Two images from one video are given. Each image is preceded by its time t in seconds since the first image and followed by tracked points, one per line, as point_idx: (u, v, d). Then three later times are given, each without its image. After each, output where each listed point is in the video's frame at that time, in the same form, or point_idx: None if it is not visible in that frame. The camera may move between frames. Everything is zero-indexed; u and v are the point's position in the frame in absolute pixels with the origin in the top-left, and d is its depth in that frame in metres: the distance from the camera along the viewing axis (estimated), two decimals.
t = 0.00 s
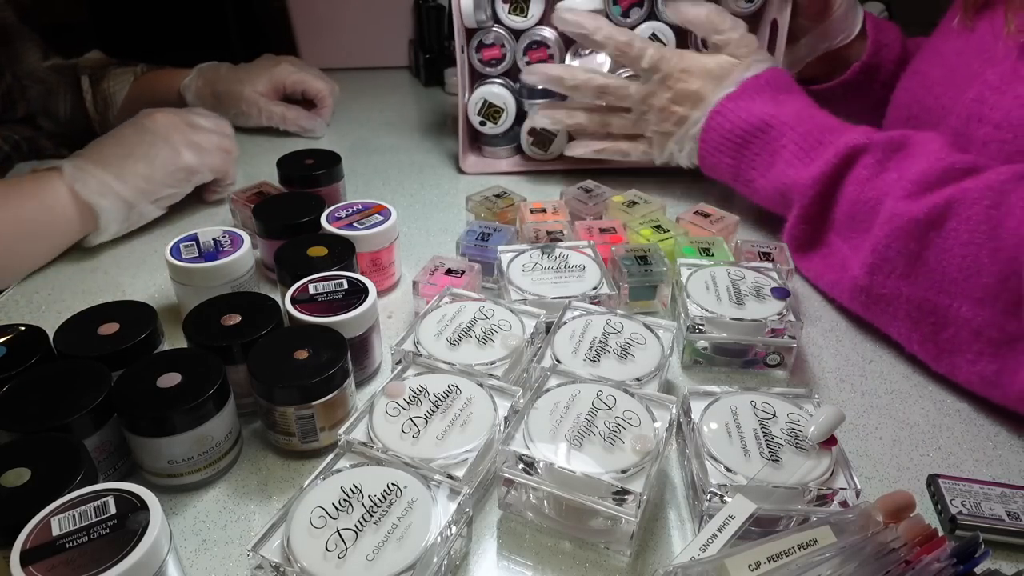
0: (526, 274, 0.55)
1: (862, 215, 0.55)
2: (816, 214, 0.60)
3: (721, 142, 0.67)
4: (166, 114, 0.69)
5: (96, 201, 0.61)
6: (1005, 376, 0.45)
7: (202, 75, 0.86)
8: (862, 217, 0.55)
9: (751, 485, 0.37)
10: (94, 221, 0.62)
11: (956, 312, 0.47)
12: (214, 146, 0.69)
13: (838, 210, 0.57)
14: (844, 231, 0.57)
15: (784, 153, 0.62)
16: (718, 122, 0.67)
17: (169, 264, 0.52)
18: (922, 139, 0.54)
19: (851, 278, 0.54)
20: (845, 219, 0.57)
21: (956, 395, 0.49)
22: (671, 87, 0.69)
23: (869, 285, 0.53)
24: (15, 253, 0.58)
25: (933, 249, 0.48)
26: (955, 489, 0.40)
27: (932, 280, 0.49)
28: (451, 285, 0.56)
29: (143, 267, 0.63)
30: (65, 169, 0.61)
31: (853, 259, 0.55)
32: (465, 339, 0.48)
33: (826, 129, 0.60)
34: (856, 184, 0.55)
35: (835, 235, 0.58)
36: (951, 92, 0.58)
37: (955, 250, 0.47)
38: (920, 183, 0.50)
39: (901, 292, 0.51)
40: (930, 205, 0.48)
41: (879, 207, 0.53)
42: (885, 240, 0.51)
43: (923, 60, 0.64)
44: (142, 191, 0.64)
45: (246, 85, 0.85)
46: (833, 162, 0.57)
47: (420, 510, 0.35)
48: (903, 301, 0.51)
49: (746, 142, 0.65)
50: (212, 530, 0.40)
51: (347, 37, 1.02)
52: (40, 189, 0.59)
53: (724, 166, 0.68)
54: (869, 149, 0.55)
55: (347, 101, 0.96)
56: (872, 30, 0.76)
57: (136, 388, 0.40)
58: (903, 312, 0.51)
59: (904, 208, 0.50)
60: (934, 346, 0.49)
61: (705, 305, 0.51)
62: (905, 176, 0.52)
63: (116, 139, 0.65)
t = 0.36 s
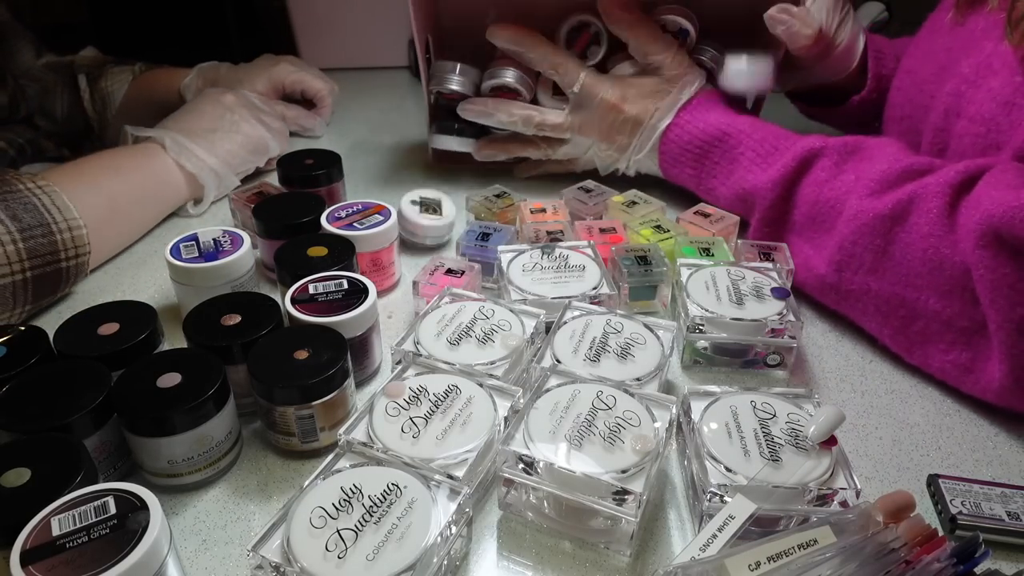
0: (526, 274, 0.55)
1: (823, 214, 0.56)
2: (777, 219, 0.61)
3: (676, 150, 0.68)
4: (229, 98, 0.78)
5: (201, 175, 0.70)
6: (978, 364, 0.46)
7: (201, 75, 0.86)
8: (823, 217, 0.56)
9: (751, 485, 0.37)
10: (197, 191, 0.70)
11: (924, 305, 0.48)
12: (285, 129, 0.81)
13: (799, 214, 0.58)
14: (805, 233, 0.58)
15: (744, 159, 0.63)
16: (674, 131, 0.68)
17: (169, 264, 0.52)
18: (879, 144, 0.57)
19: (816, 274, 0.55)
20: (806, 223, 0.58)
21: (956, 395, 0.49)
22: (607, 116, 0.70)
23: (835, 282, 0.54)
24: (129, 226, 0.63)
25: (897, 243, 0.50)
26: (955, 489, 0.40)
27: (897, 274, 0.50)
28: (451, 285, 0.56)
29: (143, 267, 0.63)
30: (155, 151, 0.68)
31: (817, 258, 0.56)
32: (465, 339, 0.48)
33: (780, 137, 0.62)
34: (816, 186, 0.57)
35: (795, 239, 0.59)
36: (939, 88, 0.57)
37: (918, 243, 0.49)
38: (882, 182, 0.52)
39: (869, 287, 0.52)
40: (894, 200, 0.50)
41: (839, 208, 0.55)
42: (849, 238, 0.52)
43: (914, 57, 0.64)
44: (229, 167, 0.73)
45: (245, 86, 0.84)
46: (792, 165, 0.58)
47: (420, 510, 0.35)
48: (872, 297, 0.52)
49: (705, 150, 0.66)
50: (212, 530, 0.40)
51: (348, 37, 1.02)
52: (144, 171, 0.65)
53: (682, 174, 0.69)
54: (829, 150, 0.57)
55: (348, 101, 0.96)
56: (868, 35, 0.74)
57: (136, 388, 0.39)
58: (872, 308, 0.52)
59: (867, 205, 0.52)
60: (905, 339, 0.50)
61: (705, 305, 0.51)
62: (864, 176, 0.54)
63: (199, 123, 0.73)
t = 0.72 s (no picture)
0: (526, 274, 0.55)
1: (826, 228, 0.56)
2: (776, 231, 0.61)
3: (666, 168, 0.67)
4: (247, 103, 0.77)
5: (203, 184, 0.70)
6: (982, 380, 0.46)
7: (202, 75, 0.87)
8: (826, 231, 0.56)
9: (752, 485, 0.37)
10: (198, 198, 0.70)
11: (929, 321, 0.48)
12: (293, 140, 0.81)
13: (800, 230, 0.58)
14: (809, 247, 0.58)
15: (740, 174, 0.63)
16: (664, 148, 0.67)
17: (169, 264, 0.52)
18: (874, 155, 0.56)
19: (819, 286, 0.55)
20: (810, 237, 0.58)
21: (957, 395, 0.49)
22: (590, 152, 0.67)
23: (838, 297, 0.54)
24: (132, 234, 0.63)
25: (899, 258, 0.50)
26: (955, 489, 0.40)
27: (900, 289, 0.50)
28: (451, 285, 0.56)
29: (143, 267, 0.63)
30: (161, 155, 0.67)
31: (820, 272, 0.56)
32: (465, 339, 0.48)
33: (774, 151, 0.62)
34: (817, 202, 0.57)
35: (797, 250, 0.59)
36: (941, 88, 0.57)
37: (923, 259, 0.48)
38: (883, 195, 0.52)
39: (871, 301, 0.51)
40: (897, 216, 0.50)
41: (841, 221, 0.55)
42: (851, 252, 0.52)
43: (915, 56, 0.64)
44: (229, 174, 0.73)
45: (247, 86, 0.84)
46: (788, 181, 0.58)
47: (420, 510, 0.35)
48: (875, 311, 0.51)
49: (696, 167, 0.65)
50: (212, 530, 0.40)
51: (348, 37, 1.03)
52: (147, 176, 0.65)
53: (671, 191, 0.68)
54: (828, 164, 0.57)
55: (346, 101, 0.96)
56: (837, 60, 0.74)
57: (136, 388, 0.39)
58: (875, 322, 0.52)
59: (870, 220, 0.51)
60: (907, 352, 0.50)
61: (706, 306, 0.51)
62: (864, 191, 0.54)
63: (209, 128, 0.72)
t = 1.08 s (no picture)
0: (527, 274, 0.55)
1: (823, 229, 0.56)
2: (773, 232, 0.61)
3: (661, 169, 0.67)
4: (247, 104, 0.77)
5: (201, 184, 0.70)
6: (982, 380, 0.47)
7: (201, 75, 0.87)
8: (824, 233, 0.56)
9: (751, 485, 0.37)
10: (196, 198, 0.70)
11: (928, 322, 0.49)
12: (292, 141, 0.81)
13: (797, 231, 0.58)
14: (808, 248, 0.58)
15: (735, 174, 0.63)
16: (660, 150, 0.67)
17: (168, 264, 0.52)
18: (869, 156, 0.56)
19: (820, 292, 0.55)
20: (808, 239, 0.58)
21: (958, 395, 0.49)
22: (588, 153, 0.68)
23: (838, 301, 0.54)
24: (131, 234, 0.63)
25: (898, 259, 0.50)
26: (955, 489, 0.40)
27: (899, 291, 0.50)
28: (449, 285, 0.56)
29: (144, 268, 0.63)
30: (161, 155, 0.67)
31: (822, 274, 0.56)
32: (465, 339, 0.48)
33: (770, 152, 0.62)
34: (813, 202, 0.57)
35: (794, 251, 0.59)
36: (939, 89, 0.57)
37: (924, 260, 0.48)
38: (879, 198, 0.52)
39: (870, 303, 0.52)
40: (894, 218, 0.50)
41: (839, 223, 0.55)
42: (849, 255, 0.52)
43: (915, 57, 0.64)
44: (227, 175, 0.73)
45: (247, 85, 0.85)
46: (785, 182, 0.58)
47: (419, 510, 0.35)
48: (874, 314, 0.51)
49: (691, 167, 0.65)
50: (212, 530, 0.40)
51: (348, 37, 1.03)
52: (146, 177, 0.65)
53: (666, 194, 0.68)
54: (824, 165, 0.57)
55: (346, 101, 0.96)
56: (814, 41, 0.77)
57: (136, 388, 0.39)
58: (875, 325, 0.52)
59: (867, 221, 0.51)
60: (906, 352, 0.50)
61: (706, 306, 0.51)
62: (861, 193, 0.54)
63: (207, 128, 0.73)
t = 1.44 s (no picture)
0: (528, 274, 0.55)
1: (855, 224, 0.55)
2: (800, 223, 0.60)
3: (704, 146, 0.66)
4: (246, 105, 0.77)
5: (201, 184, 0.70)
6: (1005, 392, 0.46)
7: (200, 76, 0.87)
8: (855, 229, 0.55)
9: (751, 485, 0.37)
10: (194, 198, 0.70)
11: (951, 328, 0.48)
12: (293, 142, 0.81)
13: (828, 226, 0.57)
14: (835, 241, 0.57)
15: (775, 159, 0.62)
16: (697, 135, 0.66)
17: (169, 264, 0.52)
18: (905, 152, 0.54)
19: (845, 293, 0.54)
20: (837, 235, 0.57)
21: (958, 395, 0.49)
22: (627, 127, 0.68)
23: (860, 302, 0.53)
24: (130, 234, 0.63)
25: (923, 262, 0.49)
26: (955, 489, 0.40)
27: (922, 296, 0.49)
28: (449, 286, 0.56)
29: (144, 268, 0.63)
30: (159, 155, 0.67)
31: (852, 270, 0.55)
32: (465, 339, 0.48)
33: (815, 137, 0.61)
34: (848, 195, 0.56)
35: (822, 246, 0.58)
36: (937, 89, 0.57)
37: (949, 265, 0.47)
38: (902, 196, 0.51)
39: (892, 306, 0.51)
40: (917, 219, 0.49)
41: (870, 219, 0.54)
42: (875, 253, 0.51)
43: (913, 58, 0.64)
44: (226, 174, 0.73)
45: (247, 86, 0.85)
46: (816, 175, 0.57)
47: (419, 510, 0.35)
48: (895, 318, 0.51)
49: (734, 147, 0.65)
50: (213, 530, 0.40)
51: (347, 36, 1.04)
52: (146, 176, 0.65)
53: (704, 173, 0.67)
54: (861, 159, 0.56)
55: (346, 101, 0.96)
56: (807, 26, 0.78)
57: (136, 388, 0.40)
58: (896, 330, 0.51)
59: (892, 220, 0.50)
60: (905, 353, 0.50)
61: (707, 307, 0.51)
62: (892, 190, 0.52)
63: (206, 128, 0.73)
